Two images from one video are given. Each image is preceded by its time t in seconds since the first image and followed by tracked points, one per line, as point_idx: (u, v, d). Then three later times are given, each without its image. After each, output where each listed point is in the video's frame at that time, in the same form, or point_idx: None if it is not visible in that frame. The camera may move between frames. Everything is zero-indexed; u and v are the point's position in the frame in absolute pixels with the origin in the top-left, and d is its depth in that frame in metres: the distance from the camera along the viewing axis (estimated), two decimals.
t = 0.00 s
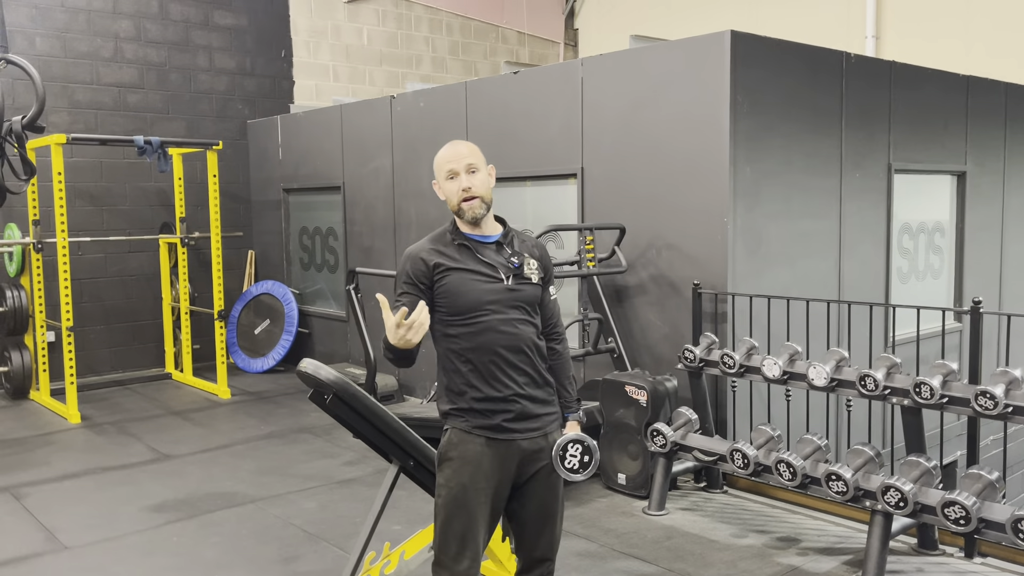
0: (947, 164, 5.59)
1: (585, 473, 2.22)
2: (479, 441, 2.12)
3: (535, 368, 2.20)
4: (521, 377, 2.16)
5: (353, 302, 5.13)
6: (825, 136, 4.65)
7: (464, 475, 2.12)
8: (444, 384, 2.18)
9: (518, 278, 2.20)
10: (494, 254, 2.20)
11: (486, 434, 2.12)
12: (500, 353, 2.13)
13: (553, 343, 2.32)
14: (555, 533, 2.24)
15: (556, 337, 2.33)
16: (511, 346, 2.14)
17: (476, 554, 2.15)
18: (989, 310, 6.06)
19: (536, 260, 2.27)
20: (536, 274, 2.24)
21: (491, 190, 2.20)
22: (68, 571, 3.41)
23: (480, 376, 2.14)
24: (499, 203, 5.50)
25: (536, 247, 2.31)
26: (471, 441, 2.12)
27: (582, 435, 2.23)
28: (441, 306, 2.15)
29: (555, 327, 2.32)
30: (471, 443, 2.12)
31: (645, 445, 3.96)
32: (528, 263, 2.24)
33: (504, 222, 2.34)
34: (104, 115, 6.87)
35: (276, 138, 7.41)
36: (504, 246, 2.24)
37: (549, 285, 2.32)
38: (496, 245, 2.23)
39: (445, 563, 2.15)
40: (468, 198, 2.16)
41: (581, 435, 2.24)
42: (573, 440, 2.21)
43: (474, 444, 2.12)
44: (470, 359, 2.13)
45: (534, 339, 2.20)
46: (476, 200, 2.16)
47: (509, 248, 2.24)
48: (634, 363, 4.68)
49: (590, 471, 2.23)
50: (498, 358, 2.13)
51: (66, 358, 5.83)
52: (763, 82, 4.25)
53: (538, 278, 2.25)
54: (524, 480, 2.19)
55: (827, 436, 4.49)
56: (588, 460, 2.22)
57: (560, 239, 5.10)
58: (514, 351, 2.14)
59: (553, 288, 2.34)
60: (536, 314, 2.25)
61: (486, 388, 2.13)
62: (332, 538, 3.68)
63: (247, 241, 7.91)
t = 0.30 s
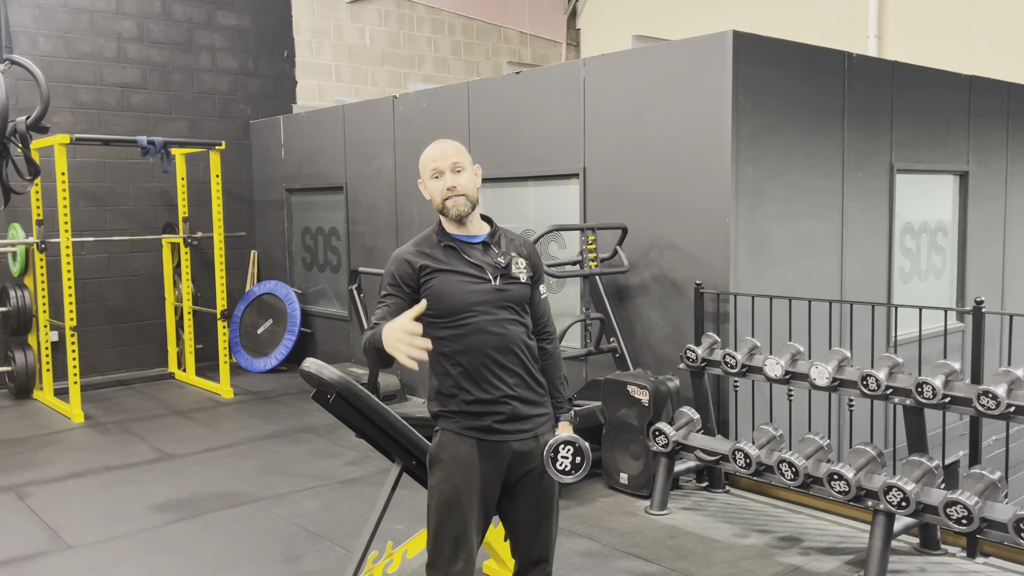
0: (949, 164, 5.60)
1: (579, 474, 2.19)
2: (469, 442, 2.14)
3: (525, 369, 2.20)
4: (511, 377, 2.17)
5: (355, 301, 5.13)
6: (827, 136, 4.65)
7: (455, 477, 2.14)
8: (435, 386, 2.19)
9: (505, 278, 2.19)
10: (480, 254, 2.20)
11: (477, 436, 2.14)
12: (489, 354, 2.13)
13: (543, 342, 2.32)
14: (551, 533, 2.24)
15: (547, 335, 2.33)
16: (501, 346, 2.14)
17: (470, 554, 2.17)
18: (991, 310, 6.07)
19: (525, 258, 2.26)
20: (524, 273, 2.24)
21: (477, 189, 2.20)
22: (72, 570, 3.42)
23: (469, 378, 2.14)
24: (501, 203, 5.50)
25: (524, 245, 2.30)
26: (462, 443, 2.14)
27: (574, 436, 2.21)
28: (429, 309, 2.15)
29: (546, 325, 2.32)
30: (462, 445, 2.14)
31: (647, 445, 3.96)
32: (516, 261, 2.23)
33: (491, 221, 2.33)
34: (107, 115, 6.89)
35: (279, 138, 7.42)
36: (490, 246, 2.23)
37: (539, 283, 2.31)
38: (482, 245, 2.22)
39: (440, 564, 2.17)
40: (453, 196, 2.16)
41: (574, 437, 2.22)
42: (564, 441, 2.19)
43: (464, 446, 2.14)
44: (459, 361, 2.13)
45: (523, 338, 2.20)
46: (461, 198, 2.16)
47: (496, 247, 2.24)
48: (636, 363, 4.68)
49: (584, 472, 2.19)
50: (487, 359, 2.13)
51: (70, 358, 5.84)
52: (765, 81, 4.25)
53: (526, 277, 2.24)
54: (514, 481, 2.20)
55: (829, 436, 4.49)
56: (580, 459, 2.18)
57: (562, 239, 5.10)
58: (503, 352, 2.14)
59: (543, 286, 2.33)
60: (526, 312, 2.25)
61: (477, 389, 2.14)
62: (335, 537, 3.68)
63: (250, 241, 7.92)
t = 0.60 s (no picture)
0: (954, 163, 5.59)
1: (569, 481, 2.18)
2: (457, 443, 2.15)
3: (514, 372, 2.20)
4: (499, 381, 2.17)
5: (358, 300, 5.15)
6: (832, 134, 4.65)
7: (444, 478, 2.14)
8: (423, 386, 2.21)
9: (496, 280, 2.17)
10: (472, 255, 2.19)
11: (464, 437, 2.15)
12: (476, 357, 2.14)
13: (537, 345, 2.32)
14: (546, 536, 2.24)
15: (541, 339, 2.33)
16: (488, 349, 2.14)
17: (464, 555, 2.17)
18: (996, 309, 6.06)
19: (519, 260, 2.24)
20: (517, 275, 2.21)
21: (476, 194, 2.17)
22: (77, 567, 3.43)
23: (456, 380, 2.15)
24: (505, 202, 5.51)
25: (521, 246, 2.28)
26: (450, 444, 2.15)
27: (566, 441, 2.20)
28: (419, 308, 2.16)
29: (540, 328, 2.32)
30: (450, 445, 2.15)
31: (651, 443, 3.97)
32: (508, 263, 2.21)
33: (490, 219, 2.32)
34: (112, 114, 6.91)
35: (283, 137, 7.43)
36: (484, 247, 2.21)
37: (534, 285, 2.30)
38: (475, 245, 2.21)
39: (434, 566, 2.17)
40: (450, 201, 2.13)
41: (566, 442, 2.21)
42: (554, 447, 2.18)
43: (452, 447, 2.14)
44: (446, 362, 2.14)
45: (513, 341, 2.19)
46: (457, 204, 2.14)
47: (489, 249, 2.21)
48: (639, 362, 4.68)
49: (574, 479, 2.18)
50: (473, 362, 2.14)
51: (75, 356, 5.86)
52: (770, 80, 4.26)
53: (519, 280, 2.22)
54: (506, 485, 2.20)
55: (833, 435, 4.49)
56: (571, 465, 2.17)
57: (565, 238, 5.11)
58: (490, 355, 2.15)
59: (539, 288, 2.31)
60: (518, 315, 2.23)
61: (463, 392, 2.15)
62: (339, 535, 3.69)
63: (254, 239, 7.93)
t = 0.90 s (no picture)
0: (959, 161, 5.57)
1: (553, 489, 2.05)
2: (438, 437, 2.18)
3: (498, 376, 2.13)
4: (479, 383, 2.13)
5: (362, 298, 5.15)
6: (836, 132, 4.64)
7: (426, 469, 2.19)
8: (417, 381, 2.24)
9: (475, 288, 2.10)
10: (455, 261, 2.13)
11: (444, 433, 2.17)
12: (455, 362, 2.12)
13: (535, 347, 2.15)
14: (538, 541, 2.20)
15: (541, 340, 2.15)
16: (465, 352, 2.11)
17: (441, 548, 2.19)
18: (1000, 308, 6.05)
19: (508, 263, 2.12)
20: (500, 281, 2.10)
21: (464, 191, 2.11)
22: (82, 563, 3.44)
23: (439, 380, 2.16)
24: (509, 200, 5.51)
25: (517, 245, 2.14)
26: (432, 437, 2.19)
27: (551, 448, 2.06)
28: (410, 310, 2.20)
29: (538, 329, 2.15)
30: (432, 438, 2.19)
31: (655, 441, 3.97)
32: (491, 268, 2.10)
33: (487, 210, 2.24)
34: (116, 112, 6.91)
35: (286, 135, 7.44)
36: (470, 250, 2.13)
37: (532, 285, 2.14)
38: (462, 248, 2.14)
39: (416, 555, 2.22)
40: (436, 202, 2.07)
41: (554, 448, 2.07)
42: (538, 453, 2.06)
43: (434, 442, 2.18)
44: (431, 363, 2.15)
45: (496, 345, 2.12)
46: (444, 204, 2.08)
47: (475, 253, 2.13)
48: (643, 360, 4.68)
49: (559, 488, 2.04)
50: (452, 364, 2.13)
51: (79, 353, 5.87)
52: (774, 79, 4.25)
53: (504, 285, 2.10)
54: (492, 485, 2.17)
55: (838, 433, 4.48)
56: (553, 475, 2.04)
57: (569, 236, 5.11)
58: (469, 358, 2.12)
59: (540, 287, 2.15)
60: (506, 319, 2.12)
61: (444, 392, 2.16)
62: (343, 532, 3.70)
63: (258, 237, 7.94)
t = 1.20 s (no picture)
0: (964, 159, 5.56)
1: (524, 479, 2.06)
2: (439, 438, 2.19)
3: (494, 372, 2.13)
4: (477, 381, 2.14)
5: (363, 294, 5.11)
6: (841, 130, 4.63)
7: (428, 469, 2.20)
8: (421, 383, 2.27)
9: (461, 290, 2.11)
10: (440, 265, 2.14)
11: (445, 434, 2.18)
12: (451, 362, 2.14)
13: (529, 339, 2.13)
14: (540, 541, 2.18)
15: (535, 332, 2.13)
16: (460, 352, 2.12)
17: (442, 550, 2.18)
18: (1005, 306, 6.04)
19: (492, 259, 2.12)
20: (485, 279, 2.10)
21: (440, 201, 2.10)
22: (87, 560, 3.45)
23: (438, 381, 2.18)
24: (513, 197, 5.52)
25: (500, 239, 2.14)
26: (434, 438, 2.20)
27: (531, 438, 2.06)
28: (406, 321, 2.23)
29: (531, 321, 2.13)
30: (433, 439, 2.20)
31: (658, 439, 3.98)
32: (475, 266, 2.11)
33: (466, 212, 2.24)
34: (120, 109, 6.92)
35: (290, 132, 7.44)
36: (454, 251, 2.14)
37: (520, 277, 2.12)
38: (444, 252, 2.15)
39: (421, 555, 2.24)
40: (413, 214, 2.08)
41: (534, 439, 2.07)
42: (518, 441, 2.07)
43: (435, 443, 2.20)
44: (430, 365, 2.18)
45: (490, 342, 2.12)
46: (421, 216, 2.08)
47: (458, 253, 2.14)
48: (646, 358, 4.68)
49: (527, 479, 2.05)
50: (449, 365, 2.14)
51: (83, 350, 5.89)
52: (778, 77, 4.24)
53: (489, 281, 2.10)
54: (492, 485, 2.15)
55: (841, 431, 4.48)
56: (523, 465, 2.04)
57: (573, 233, 5.11)
58: (464, 357, 2.12)
59: (528, 278, 2.13)
60: (498, 315, 2.13)
61: (444, 393, 2.17)
62: (346, 529, 3.70)
63: (261, 235, 7.94)
